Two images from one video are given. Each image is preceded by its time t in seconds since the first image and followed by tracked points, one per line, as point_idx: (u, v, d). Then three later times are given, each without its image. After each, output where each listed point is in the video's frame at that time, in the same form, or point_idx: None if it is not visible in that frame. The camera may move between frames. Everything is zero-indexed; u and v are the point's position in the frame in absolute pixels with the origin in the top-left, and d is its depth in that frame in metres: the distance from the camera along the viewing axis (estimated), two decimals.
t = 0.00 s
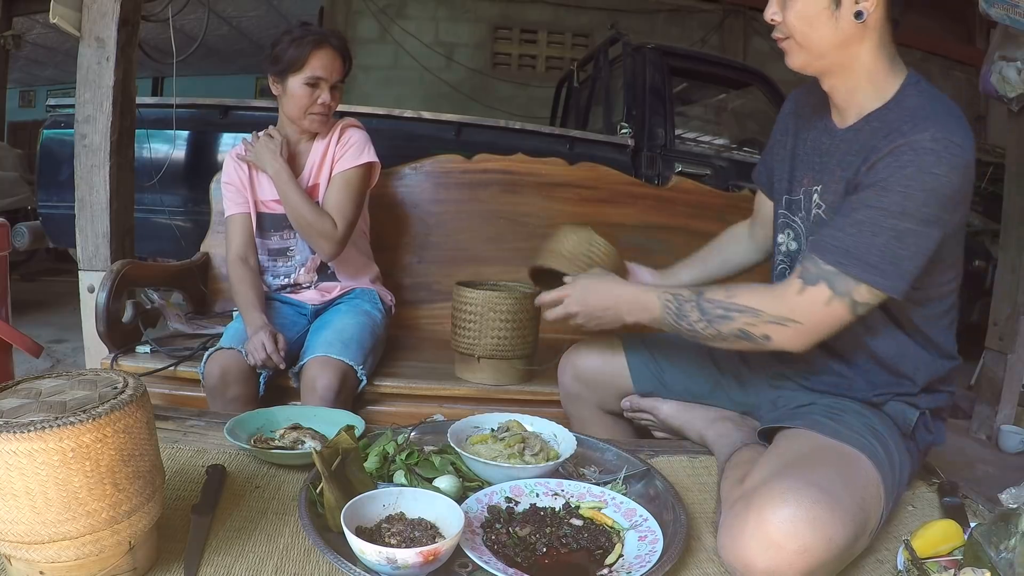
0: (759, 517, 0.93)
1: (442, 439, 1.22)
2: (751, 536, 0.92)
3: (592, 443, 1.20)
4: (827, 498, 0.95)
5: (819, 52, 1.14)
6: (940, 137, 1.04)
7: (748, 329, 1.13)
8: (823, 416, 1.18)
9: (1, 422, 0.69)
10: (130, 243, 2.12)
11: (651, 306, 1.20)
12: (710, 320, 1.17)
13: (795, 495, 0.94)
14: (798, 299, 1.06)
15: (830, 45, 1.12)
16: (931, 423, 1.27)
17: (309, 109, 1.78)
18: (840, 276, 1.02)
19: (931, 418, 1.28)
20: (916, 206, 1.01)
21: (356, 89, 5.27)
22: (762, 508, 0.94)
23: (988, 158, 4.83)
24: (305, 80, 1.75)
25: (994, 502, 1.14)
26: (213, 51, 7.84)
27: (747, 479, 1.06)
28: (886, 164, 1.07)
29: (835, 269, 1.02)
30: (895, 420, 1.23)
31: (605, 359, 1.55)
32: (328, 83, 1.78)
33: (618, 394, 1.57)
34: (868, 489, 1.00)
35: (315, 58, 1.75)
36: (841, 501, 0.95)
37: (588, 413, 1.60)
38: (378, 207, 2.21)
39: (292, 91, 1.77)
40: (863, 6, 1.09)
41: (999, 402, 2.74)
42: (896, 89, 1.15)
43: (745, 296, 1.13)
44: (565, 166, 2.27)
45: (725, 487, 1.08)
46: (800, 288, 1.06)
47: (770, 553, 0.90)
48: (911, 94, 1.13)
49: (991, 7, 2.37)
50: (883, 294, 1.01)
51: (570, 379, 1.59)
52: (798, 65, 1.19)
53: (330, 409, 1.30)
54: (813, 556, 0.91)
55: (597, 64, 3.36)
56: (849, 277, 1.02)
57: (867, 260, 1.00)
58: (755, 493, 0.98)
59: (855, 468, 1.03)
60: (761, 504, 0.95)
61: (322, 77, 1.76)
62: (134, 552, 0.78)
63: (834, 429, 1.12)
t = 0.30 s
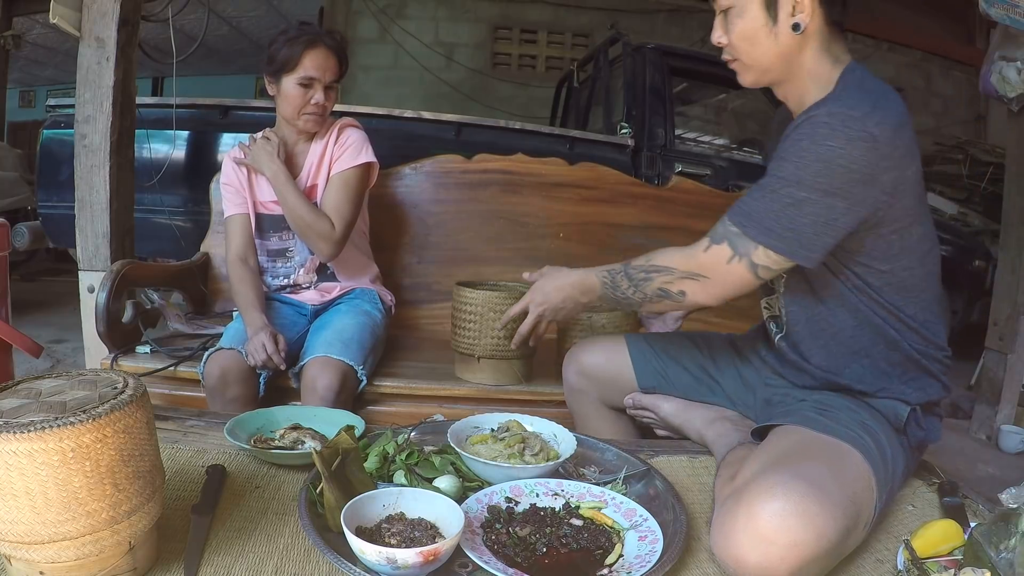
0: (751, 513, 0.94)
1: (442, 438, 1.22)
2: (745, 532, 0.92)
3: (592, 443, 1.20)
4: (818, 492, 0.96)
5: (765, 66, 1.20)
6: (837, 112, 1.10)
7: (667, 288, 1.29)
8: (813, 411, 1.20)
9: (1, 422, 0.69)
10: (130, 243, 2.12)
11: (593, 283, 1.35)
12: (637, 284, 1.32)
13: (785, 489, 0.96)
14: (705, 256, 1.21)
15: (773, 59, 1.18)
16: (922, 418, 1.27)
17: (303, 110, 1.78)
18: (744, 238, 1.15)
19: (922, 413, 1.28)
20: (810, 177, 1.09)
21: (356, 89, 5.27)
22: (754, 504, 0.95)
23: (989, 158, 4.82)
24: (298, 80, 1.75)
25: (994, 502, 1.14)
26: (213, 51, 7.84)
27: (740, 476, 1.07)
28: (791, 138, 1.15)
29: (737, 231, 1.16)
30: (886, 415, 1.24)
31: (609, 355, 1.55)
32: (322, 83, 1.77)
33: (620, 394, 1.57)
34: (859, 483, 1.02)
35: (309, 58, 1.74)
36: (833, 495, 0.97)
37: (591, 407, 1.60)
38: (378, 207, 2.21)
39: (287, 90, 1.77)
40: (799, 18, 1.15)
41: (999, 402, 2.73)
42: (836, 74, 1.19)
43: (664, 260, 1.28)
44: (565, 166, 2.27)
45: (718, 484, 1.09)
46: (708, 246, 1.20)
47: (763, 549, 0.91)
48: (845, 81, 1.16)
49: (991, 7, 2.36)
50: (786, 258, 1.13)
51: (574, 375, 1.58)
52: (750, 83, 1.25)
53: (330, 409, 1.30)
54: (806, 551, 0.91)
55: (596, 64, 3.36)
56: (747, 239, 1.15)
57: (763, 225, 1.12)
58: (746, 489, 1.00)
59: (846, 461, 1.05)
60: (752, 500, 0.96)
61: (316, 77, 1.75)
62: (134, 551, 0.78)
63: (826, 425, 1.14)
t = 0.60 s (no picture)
0: (756, 513, 0.94)
1: (441, 439, 1.22)
2: (750, 530, 0.93)
3: (592, 443, 1.20)
4: (820, 490, 0.97)
5: (750, 76, 1.20)
6: (809, 110, 1.12)
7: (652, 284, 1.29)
8: (812, 410, 1.20)
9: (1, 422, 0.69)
10: (130, 244, 2.12)
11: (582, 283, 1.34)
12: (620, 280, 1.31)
13: (789, 488, 0.96)
14: (687, 252, 1.22)
15: (757, 67, 1.18)
16: (917, 411, 1.27)
17: (295, 110, 1.78)
18: (725, 234, 1.15)
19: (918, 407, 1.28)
20: (785, 172, 1.10)
21: (356, 89, 5.27)
22: (759, 504, 0.95)
23: (989, 158, 4.82)
24: (288, 80, 1.74)
25: (994, 502, 1.14)
26: (214, 51, 7.84)
27: (742, 475, 1.07)
28: (766, 137, 1.17)
29: (718, 227, 1.16)
30: (881, 410, 1.24)
31: (609, 355, 1.55)
32: (313, 83, 1.76)
33: (620, 394, 1.57)
34: (861, 480, 1.03)
35: (301, 57, 1.73)
36: (835, 492, 0.97)
37: (590, 407, 1.59)
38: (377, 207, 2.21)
39: (280, 91, 1.77)
40: (782, 26, 1.15)
41: (1000, 402, 2.73)
42: (811, 77, 1.21)
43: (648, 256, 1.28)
44: (565, 166, 2.27)
45: (721, 484, 1.09)
46: (690, 243, 1.22)
47: (768, 547, 0.91)
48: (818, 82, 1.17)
49: (991, 7, 2.35)
50: (764, 252, 1.13)
51: (573, 374, 1.57)
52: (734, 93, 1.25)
53: (330, 409, 1.30)
54: (811, 549, 0.91)
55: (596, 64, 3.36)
56: (728, 234, 1.15)
57: (741, 220, 1.13)
58: (750, 489, 1.00)
59: (848, 459, 1.06)
60: (757, 499, 0.96)
61: (307, 77, 1.74)
62: (134, 551, 0.78)
63: (825, 423, 1.14)
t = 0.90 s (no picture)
0: (777, 512, 0.95)
1: (441, 439, 1.22)
2: (772, 529, 0.93)
3: (592, 443, 1.20)
4: (841, 490, 0.97)
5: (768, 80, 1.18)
6: (826, 114, 1.12)
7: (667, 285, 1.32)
8: (818, 409, 1.20)
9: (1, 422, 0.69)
10: (130, 244, 2.12)
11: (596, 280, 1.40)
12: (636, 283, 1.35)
13: (809, 488, 0.97)
14: (702, 256, 1.23)
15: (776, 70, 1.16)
16: (917, 405, 1.27)
17: (292, 109, 1.78)
18: (742, 238, 1.16)
19: (916, 401, 1.28)
20: (804, 177, 1.09)
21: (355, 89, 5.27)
22: (781, 502, 0.96)
23: (989, 158, 4.82)
24: (284, 80, 1.74)
25: (994, 502, 1.14)
26: (214, 51, 7.85)
27: (756, 475, 1.07)
28: (780, 139, 1.16)
29: (734, 231, 1.17)
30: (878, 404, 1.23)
31: (607, 354, 1.54)
32: (309, 82, 1.76)
33: (618, 394, 1.57)
34: (875, 477, 1.03)
35: (296, 56, 1.74)
36: (853, 489, 0.98)
37: (587, 406, 1.59)
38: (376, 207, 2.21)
39: (276, 91, 1.77)
40: (803, 29, 1.15)
41: (999, 402, 2.73)
42: (816, 82, 1.22)
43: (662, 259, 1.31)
44: (565, 166, 2.28)
45: (735, 485, 1.08)
46: (705, 247, 1.23)
47: (787, 546, 0.92)
48: (825, 85, 1.18)
49: (990, 7, 2.35)
50: (780, 255, 1.13)
51: (569, 374, 1.57)
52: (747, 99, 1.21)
53: (331, 409, 1.30)
54: (832, 547, 0.92)
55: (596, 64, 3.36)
56: (744, 238, 1.15)
57: (758, 224, 1.13)
58: (769, 488, 1.00)
59: (861, 456, 1.07)
60: (780, 498, 0.97)
61: (302, 76, 1.74)
62: (134, 552, 0.78)
63: (835, 421, 1.14)
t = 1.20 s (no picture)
0: (768, 511, 0.94)
1: (441, 439, 1.22)
2: (761, 528, 0.93)
3: (592, 444, 1.20)
4: (833, 490, 0.97)
5: (762, 89, 1.18)
6: (826, 123, 1.11)
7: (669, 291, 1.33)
8: (814, 409, 1.20)
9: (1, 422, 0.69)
10: (130, 244, 2.12)
11: (599, 286, 1.41)
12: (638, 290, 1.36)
13: (801, 487, 0.97)
14: (702, 260, 1.24)
15: (771, 78, 1.16)
16: (915, 406, 1.27)
17: (291, 108, 1.78)
18: (740, 245, 1.17)
19: (915, 402, 1.28)
20: (802, 187, 1.10)
21: (355, 89, 5.27)
22: (771, 502, 0.96)
23: (989, 158, 4.82)
24: (284, 79, 1.74)
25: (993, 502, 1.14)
26: (213, 51, 7.85)
27: (749, 476, 1.07)
28: (780, 146, 1.16)
29: (733, 238, 1.17)
30: (878, 404, 1.23)
31: (605, 353, 1.54)
32: (309, 81, 1.76)
33: (618, 393, 1.57)
34: (869, 478, 1.03)
35: (295, 56, 1.74)
36: (847, 490, 0.98)
37: (587, 406, 1.59)
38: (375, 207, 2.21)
39: (275, 91, 1.77)
40: (801, 35, 1.15)
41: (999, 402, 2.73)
42: (812, 87, 1.21)
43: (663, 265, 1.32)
44: (565, 166, 2.28)
45: (728, 484, 1.08)
46: (705, 253, 1.23)
47: (779, 546, 0.92)
48: (823, 91, 1.17)
49: (991, 7, 2.35)
50: (777, 262, 1.14)
51: (569, 373, 1.57)
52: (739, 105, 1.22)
53: (330, 409, 1.30)
54: (823, 548, 0.92)
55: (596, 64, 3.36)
56: (741, 245, 1.17)
57: (756, 231, 1.14)
58: (761, 488, 1.00)
59: (855, 456, 1.07)
60: (769, 497, 0.96)
61: (302, 76, 1.74)
62: (134, 552, 0.78)
63: (830, 422, 1.15)
